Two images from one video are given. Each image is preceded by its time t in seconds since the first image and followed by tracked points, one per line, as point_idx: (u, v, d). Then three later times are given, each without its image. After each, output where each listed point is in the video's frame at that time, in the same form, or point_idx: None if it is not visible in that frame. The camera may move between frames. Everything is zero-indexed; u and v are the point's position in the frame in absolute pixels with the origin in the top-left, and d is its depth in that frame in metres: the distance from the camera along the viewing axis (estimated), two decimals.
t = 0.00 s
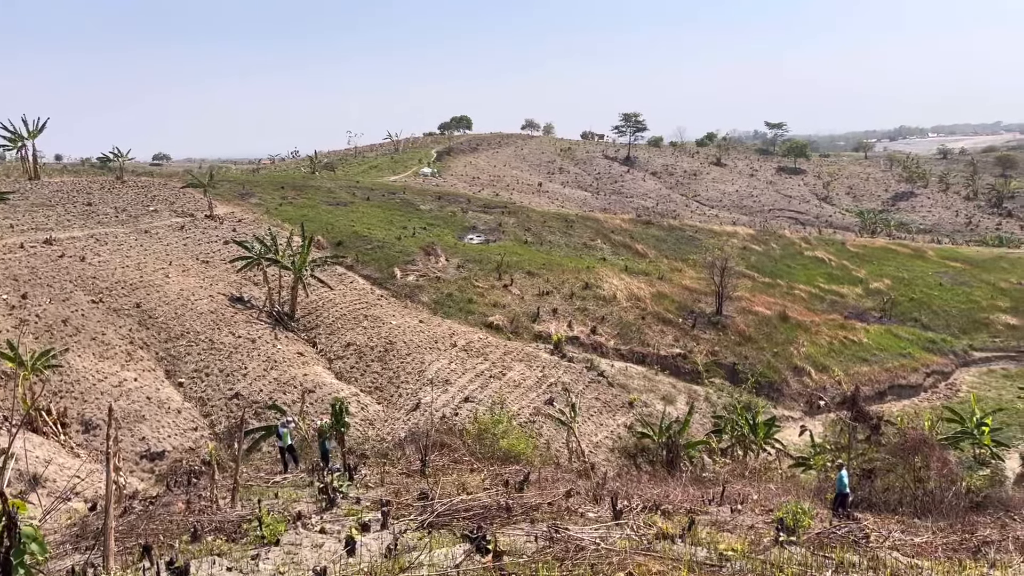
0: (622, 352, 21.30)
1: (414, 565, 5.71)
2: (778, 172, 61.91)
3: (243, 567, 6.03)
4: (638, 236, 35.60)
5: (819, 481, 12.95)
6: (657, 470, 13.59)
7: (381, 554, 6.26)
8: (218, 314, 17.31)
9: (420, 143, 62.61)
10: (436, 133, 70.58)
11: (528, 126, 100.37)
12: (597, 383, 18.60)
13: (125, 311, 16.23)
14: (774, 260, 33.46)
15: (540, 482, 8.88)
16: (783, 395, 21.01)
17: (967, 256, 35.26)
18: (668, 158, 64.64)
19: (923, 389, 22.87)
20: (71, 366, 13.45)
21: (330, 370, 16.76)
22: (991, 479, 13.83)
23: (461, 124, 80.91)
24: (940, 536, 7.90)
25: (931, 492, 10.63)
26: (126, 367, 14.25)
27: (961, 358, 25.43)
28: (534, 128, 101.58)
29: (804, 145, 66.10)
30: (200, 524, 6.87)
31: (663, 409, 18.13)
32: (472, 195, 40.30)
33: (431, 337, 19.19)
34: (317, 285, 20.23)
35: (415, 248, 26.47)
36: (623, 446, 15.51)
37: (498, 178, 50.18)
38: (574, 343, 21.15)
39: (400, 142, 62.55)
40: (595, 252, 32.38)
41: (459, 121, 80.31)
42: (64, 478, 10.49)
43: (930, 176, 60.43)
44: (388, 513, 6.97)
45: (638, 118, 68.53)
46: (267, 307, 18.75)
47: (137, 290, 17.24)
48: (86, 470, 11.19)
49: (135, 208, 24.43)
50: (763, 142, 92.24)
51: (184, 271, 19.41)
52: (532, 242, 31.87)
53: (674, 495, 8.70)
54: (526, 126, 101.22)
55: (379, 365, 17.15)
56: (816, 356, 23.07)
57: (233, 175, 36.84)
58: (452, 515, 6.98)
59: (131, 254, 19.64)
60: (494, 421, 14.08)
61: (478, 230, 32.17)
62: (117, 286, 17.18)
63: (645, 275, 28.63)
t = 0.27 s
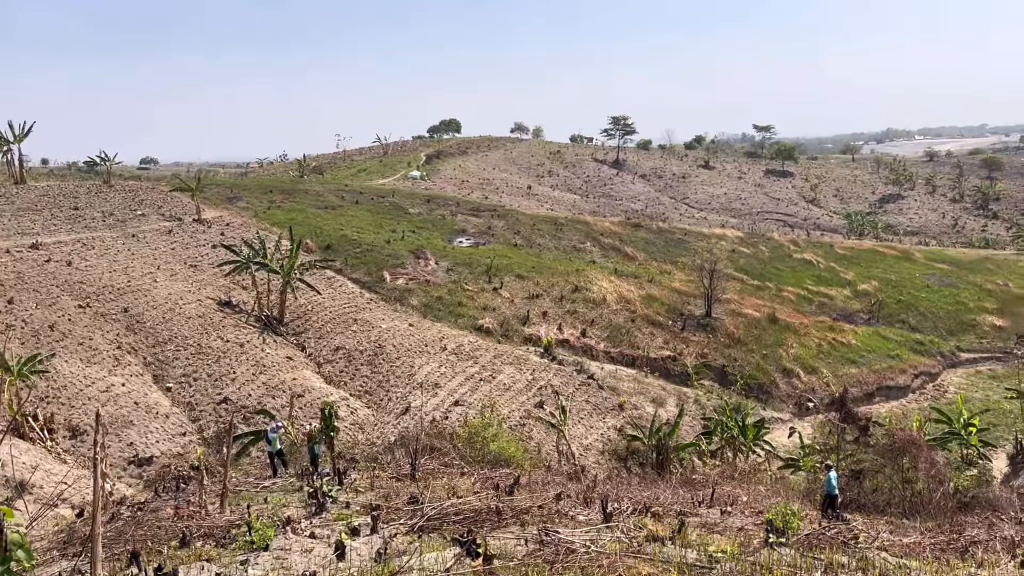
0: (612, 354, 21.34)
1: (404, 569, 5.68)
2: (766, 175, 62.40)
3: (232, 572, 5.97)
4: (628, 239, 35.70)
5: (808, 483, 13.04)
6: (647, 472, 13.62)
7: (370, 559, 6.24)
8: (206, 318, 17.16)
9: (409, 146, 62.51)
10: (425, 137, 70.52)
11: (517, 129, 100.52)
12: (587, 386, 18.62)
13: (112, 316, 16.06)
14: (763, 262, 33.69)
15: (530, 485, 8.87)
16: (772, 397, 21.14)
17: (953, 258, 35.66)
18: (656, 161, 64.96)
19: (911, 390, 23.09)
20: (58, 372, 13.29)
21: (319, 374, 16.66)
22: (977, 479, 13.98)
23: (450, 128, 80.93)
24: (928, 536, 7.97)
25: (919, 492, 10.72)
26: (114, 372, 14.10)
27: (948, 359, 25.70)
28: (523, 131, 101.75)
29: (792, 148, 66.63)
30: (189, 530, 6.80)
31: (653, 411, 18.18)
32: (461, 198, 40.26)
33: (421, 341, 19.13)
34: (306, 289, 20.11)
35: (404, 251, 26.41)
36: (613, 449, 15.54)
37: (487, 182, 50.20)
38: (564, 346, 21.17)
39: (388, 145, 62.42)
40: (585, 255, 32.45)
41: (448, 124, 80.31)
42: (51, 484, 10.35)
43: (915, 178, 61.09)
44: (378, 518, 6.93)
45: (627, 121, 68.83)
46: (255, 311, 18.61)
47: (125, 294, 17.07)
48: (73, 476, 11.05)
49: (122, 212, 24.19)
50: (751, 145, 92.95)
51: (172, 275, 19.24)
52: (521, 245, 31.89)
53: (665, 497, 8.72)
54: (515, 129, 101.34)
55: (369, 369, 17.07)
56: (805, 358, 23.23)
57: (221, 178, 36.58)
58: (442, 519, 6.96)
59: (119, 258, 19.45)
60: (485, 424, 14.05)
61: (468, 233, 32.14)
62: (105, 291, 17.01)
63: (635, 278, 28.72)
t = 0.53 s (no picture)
0: (606, 357, 21.36)
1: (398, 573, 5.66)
2: (758, 177, 62.72)
3: None
4: (620, 242, 35.76)
5: (801, 485, 13.09)
6: (640, 474, 13.63)
7: (363, 562, 6.22)
8: (198, 322, 17.05)
9: (402, 149, 62.43)
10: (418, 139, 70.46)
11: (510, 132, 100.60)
12: (580, 388, 18.62)
13: (104, 320, 15.94)
14: (756, 264, 33.82)
15: (524, 488, 8.86)
16: (765, 398, 21.21)
17: (944, 259, 35.89)
18: (649, 164, 65.17)
19: (903, 391, 23.23)
20: (48, 376, 13.17)
21: (312, 378, 16.58)
22: (969, 479, 14.06)
23: (443, 130, 80.95)
24: (920, 536, 8.02)
25: (912, 493, 10.78)
26: (105, 376, 13.98)
27: (940, 360, 25.85)
28: (516, 134, 101.83)
29: (784, 150, 66.95)
30: (182, 535, 6.75)
31: (647, 413, 18.21)
32: (455, 201, 40.22)
33: (415, 344, 19.08)
34: (298, 293, 20.02)
35: (397, 254, 26.34)
36: (607, 451, 15.56)
37: (480, 184, 50.21)
38: (558, 348, 21.17)
39: (381, 148, 62.31)
40: (577, 257, 32.49)
41: (441, 127, 80.27)
42: (42, 489, 10.25)
43: (907, 180, 61.44)
44: (371, 521, 6.90)
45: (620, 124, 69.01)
46: (248, 314, 18.51)
47: (116, 298, 16.94)
48: (64, 481, 10.94)
49: (113, 215, 24.02)
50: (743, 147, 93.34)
51: (164, 279, 19.12)
52: (514, 248, 31.89)
53: (659, 499, 8.72)
54: (508, 131, 101.40)
55: (362, 373, 17.00)
56: (798, 359, 23.33)
57: (213, 182, 36.40)
58: (436, 522, 6.94)
59: (110, 261, 19.31)
60: (478, 427, 14.02)
61: (461, 236, 32.10)
62: (96, 295, 16.88)
63: (628, 280, 28.76)
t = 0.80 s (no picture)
0: (601, 359, 21.38)
1: None
2: (752, 179, 62.99)
3: None
4: (615, 244, 35.83)
5: (797, 485, 13.14)
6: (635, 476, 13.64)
7: (358, 566, 6.20)
8: (193, 325, 16.97)
9: (396, 151, 62.37)
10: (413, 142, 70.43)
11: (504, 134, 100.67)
12: (575, 390, 18.63)
13: (97, 323, 15.84)
14: (750, 265, 33.95)
15: (519, 490, 8.84)
16: (760, 400, 21.27)
17: (938, 260, 36.12)
18: (643, 165, 65.34)
19: (897, 392, 23.36)
20: (42, 380, 13.08)
21: (307, 381, 16.52)
22: (964, 479, 14.14)
23: (437, 133, 80.95)
24: (914, 537, 8.06)
25: (906, 494, 10.82)
26: (99, 379, 13.89)
27: (934, 361, 26.00)
28: (510, 136, 101.93)
29: (778, 152, 67.26)
30: (176, 538, 6.71)
31: (642, 415, 18.23)
32: (449, 203, 40.20)
33: (410, 346, 19.05)
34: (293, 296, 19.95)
35: (392, 256, 26.31)
36: (602, 453, 15.58)
37: (474, 187, 50.22)
38: (553, 350, 21.19)
39: (375, 151, 62.24)
40: (572, 259, 32.53)
41: (435, 129, 80.27)
42: (36, 493, 10.17)
43: (900, 181, 61.73)
44: (367, 524, 6.88)
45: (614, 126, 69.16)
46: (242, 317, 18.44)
47: (110, 301, 16.85)
48: (58, 485, 10.86)
49: (107, 218, 23.90)
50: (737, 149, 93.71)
51: (157, 282, 19.03)
52: (509, 250, 31.90)
53: (654, 500, 8.73)
54: (502, 133, 101.49)
55: (357, 375, 16.96)
56: (793, 361, 23.41)
57: (206, 185, 36.25)
58: (431, 525, 6.90)
59: (104, 264, 19.21)
60: (473, 429, 14.00)
61: (455, 238, 32.09)
62: (90, 298, 16.78)
63: (623, 282, 28.81)
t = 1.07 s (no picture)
0: (598, 360, 21.39)
1: None
2: (748, 180, 63.16)
3: None
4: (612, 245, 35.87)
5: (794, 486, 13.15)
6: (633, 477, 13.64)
7: (355, 568, 6.19)
8: (189, 328, 16.92)
9: (393, 153, 62.35)
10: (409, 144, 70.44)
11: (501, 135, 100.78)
12: (573, 392, 18.63)
13: (94, 326, 15.78)
14: (746, 267, 34.02)
15: (516, 492, 8.83)
16: (757, 401, 21.30)
17: (933, 261, 36.25)
18: (640, 167, 65.46)
19: (894, 392, 23.41)
20: (38, 383, 13.01)
21: (303, 383, 16.48)
22: (960, 479, 14.18)
23: (434, 135, 80.99)
24: (911, 537, 8.08)
25: (903, 494, 10.84)
26: (96, 382, 13.84)
27: (930, 362, 26.07)
28: (507, 137, 102.06)
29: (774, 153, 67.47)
30: (173, 541, 6.69)
31: (639, 417, 18.24)
32: (446, 205, 40.20)
33: (407, 348, 19.03)
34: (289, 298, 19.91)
35: (389, 259, 26.29)
36: (599, 455, 15.58)
37: (471, 188, 50.23)
38: (550, 352, 21.19)
39: (372, 153, 62.20)
40: (569, 260, 32.56)
41: (432, 131, 80.28)
42: (32, 496, 10.12)
43: (896, 182, 61.92)
44: (364, 526, 6.86)
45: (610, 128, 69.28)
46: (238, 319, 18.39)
47: (106, 304, 16.79)
48: (55, 488, 10.81)
49: (103, 221, 23.83)
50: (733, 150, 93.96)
51: (154, 285, 18.97)
52: (506, 252, 31.91)
53: (652, 502, 8.72)
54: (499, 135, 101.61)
55: (354, 377, 16.93)
56: (789, 362, 23.45)
57: (202, 187, 36.16)
58: (428, 527, 6.88)
59: (100, 267, 19.15)
60: (471, 431, 13.99)
61: (452, 240, 32.08)
62: (86, 301, 16.72)
63: (620, 284, 28.84)
